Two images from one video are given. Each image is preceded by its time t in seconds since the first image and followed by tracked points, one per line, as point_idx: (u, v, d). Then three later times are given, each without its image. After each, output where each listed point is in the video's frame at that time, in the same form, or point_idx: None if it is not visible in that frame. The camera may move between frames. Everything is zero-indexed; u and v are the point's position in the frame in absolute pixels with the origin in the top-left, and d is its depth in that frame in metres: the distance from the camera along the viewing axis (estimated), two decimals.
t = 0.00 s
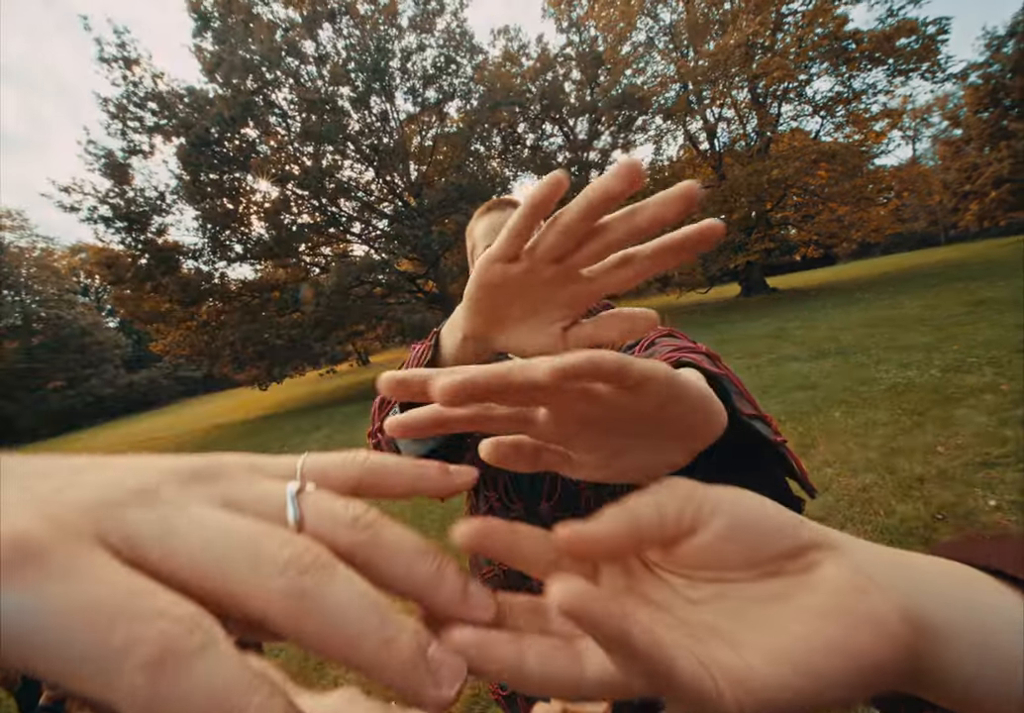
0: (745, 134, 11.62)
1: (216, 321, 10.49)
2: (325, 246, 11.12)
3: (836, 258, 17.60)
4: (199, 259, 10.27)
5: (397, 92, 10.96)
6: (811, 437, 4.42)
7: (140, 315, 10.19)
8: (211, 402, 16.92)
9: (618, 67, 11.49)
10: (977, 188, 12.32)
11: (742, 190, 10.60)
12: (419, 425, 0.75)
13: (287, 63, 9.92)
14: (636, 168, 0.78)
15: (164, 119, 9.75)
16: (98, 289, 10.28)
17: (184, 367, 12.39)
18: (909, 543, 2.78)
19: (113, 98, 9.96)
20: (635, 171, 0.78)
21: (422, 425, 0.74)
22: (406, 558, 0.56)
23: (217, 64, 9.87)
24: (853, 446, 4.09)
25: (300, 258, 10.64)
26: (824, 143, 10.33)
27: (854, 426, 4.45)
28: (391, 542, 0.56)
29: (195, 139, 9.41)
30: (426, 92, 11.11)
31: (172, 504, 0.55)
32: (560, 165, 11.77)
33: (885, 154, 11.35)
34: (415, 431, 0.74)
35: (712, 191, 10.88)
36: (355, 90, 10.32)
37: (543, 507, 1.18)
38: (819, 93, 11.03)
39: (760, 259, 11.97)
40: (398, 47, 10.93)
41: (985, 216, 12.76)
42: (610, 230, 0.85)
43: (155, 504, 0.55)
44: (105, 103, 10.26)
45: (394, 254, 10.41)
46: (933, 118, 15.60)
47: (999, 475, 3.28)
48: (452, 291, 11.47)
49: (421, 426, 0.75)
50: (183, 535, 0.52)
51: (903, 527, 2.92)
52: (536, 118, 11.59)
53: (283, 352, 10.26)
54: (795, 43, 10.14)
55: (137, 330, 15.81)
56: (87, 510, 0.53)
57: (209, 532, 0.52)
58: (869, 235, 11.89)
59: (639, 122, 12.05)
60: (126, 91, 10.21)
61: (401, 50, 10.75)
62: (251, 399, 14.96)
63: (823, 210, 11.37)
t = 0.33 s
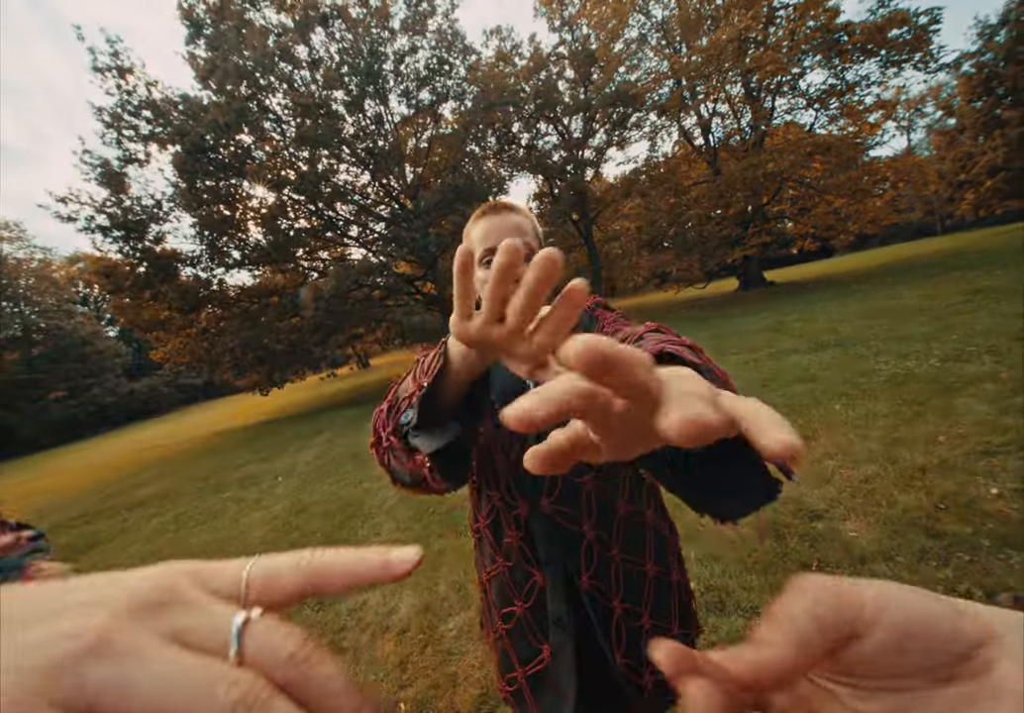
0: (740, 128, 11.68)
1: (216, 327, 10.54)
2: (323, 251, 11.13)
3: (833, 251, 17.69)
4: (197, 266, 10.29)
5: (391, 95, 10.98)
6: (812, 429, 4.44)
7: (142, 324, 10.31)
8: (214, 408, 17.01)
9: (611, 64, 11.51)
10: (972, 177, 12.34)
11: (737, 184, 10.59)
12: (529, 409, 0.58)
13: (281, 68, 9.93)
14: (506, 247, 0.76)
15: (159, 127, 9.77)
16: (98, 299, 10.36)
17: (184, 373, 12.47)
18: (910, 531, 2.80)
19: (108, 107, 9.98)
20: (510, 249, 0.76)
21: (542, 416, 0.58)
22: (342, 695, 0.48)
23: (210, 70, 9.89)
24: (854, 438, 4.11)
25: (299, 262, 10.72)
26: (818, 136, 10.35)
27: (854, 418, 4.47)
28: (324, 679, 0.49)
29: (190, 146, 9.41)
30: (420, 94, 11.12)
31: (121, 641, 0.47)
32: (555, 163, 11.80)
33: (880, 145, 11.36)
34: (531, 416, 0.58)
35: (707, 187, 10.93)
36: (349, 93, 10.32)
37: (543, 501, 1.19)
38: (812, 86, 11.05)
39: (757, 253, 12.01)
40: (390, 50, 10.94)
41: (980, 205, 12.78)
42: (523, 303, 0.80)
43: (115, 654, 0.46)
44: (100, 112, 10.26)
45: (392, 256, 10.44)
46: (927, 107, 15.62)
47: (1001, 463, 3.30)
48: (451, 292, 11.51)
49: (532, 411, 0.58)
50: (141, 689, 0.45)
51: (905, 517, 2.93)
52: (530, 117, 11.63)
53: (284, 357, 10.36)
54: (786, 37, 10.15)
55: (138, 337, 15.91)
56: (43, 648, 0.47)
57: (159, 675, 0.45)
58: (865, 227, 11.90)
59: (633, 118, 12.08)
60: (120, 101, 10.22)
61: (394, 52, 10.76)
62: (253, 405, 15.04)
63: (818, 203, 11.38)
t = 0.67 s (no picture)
0: (734, 123, 11.70)
1: (216, 334, 10.56)
2: (320, 255, 11.12)
3: (830, 244, 17.76)
4: (196, 272, 10.31)
5: (385, 97, 11.01)
6: (813, 423, 4.45)
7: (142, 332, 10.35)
8: (214, 414, 17.06)
9: (604, 63, 11.54)
10: (967, 167, 12.35)
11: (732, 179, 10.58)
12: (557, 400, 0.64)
13: (275, 74, 9.94)
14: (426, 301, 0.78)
15: (155, 134, 9.78)
16: (97, 309, 10.39)
17: (184, 381, 12.50)
18: (913, 522, 2.81)
19: (103, 117, 10.00)
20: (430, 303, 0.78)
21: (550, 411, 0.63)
22: None
23: (205, 77, 9.92)
24: (855, 430, 4.12)
25: (297, 267, 10.74)
26: (813, 129, 10.37)
27: (855, 410, 4.49)
28: None
29: (186, 154, 9.39)
30: (414, 96, 11.14)
31: None
32: (551, 162, 11.84)
33: (874, 137, 11.36)
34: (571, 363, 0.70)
35: (703, 182, 10.96)
36: (344, 97, 10.34)
37: (542, 492, 1.19)
38: (806, 80, 11.06)
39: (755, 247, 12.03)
40: (384, 52, 10.96)
41: (976, 195, 12.79)
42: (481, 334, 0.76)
43: None
44: (95, 121, 10.28)
45: (389, 259, 10.45)
46: (921, 98, 15.65)
47: (1002, 452, 3.31)
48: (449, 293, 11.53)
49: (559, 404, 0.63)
50: None
51: (908, 507, 2.95)
52: (525, 117, 11.69)
53: (284, 361, 10.39)
54: (779, 31, 10.15)
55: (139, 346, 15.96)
56: None
57: None
58: (862, 219, 11.91)
59: (628, 116, 12.11)
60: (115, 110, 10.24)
61: (388, 55, 10.79)
62: (254, 410, 15.08)
63: (815, 197, 11.38)
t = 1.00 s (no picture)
0: (729, 120, 11.75)
1: (217, 339, 10.59)
2: (320, 259, 11.09)
3: (827, 237, 17.83)
4: (196, 279, 10.35)
5: (381, 101, 11.04)
6: (813, 416, 4.48)
7: (143, 339, 10.41)
8: (216, 419, 17.11)
9: (598, 61, 11.58)
10: (961, 159, 12.39)
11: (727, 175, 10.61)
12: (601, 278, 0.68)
13: (270, 79, 9.95)
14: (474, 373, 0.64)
15: (152, 142, 9.80)
16: (99, 317, 10.44)
17: (186, 386, 12.54)
18: (916, 513, 2.84)
19: (100, 125, 10.01)
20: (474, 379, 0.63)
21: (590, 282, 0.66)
22: None
23: (200, 84, 9.94)
24: (856, 422, 4.15)
25: (297, 271, 10.78)
26: (807, 124, 10.42)
27: (855, 403, 4.52)
28: None
29: (183, 161, 9.45)
30: (409, 98, 11.16)
31: None
32: (547, 162, 11.88)
33: (869, 130, 11.40)
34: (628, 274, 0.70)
35: (699, 179, 10.99)
36: (339, 101, 10.38)
37: (546, 492, 1.23)
38: (799, 75, 11.09)
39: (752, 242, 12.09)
40: (378, 55, 10.99)
41: (971, 186, 12.85)
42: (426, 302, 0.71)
43: None
44: (92, 130, 10.31)
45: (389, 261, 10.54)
46: (914, 91, 15.68)
47: (1002, 442, 3.34)
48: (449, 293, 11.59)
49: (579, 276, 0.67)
50: None
51: (910, 498, 2.98)
52: (520, 117, 11.76)
53: (285, 365, 10.43)
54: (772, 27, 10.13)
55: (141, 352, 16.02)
56: None
57: None
58: (858, 213, 11.98)
59: (623, 114, 12.13)
60: (111, 118, 10.25)
61: (382, 58, 10.81)
62: (255, 414, 15.11)
63: (810, 191, 11.41)
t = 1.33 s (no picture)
0: (724, 117, 11.78)
1: (217, 344, 10.61)
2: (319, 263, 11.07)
3: (824, 231, 17.87)
4: (195, 284, 10.37)
5: (376, 103, 11.07)
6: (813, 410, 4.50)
7: (144, 345, 10.43)
8: (218, 423, 17.17)
9: (592, 61, 11.61)
10: (957, 150, 12.41)
11: (723, 171, 10.57)
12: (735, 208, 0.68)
13: (266, 84, 9.99)
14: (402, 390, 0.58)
15: (149, 149, 9.83)
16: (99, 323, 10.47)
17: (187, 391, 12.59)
18: (918, 505, 2.86)
19: (97, 133, 10.05)
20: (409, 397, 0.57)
21: (728, 203, 0.66)
22: None
23: (196, 89, 9.97)
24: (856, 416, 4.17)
25: (295, 275, 10.80)
26: (802, 119, 10.46)
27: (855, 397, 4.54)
28: None
29: (180, 167, 9.50)
30: (404, 100, 11.20)
31: None
32: (543, 162, 11.92)
33: (864, 124, 11.42)
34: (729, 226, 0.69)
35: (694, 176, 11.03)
36: (335, 105, 10.42)
37: (553, 503, 1.25)
38: (793, 70, 11.11)
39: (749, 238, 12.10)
40: (373, 58, 11.02)
41: (967, 177, 12.87)
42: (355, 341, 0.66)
43: None
44: (89, 138, 10.36)
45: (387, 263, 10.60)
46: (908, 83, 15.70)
47: (1002, 433, 3.36)
48: (448, 294, 11.61)
49: (681, 210, 0.72)
50: None
51: (911, 490, 2.99)
52: (516, 118, 11.80)
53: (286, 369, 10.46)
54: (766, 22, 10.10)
55: (141, 358, 16.05)
56: None
57: None
58: (855, 206, 12.01)
59: (618, 112, 12.17)
60: (108, 125, 10.29)
61: (377, 61, 10.84)
62: (256, 418, 15.16)
63: (806, 186, 11.43)
